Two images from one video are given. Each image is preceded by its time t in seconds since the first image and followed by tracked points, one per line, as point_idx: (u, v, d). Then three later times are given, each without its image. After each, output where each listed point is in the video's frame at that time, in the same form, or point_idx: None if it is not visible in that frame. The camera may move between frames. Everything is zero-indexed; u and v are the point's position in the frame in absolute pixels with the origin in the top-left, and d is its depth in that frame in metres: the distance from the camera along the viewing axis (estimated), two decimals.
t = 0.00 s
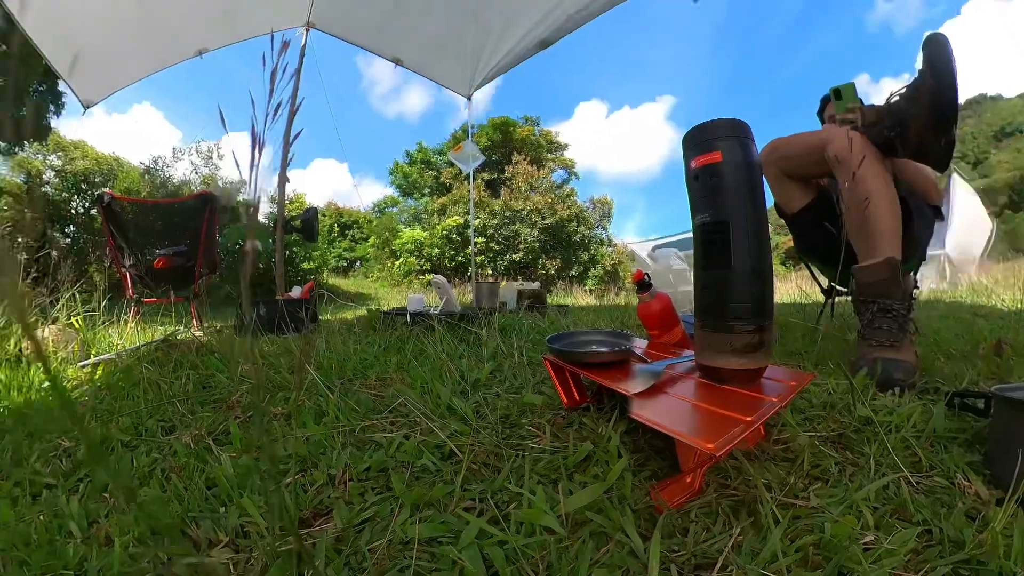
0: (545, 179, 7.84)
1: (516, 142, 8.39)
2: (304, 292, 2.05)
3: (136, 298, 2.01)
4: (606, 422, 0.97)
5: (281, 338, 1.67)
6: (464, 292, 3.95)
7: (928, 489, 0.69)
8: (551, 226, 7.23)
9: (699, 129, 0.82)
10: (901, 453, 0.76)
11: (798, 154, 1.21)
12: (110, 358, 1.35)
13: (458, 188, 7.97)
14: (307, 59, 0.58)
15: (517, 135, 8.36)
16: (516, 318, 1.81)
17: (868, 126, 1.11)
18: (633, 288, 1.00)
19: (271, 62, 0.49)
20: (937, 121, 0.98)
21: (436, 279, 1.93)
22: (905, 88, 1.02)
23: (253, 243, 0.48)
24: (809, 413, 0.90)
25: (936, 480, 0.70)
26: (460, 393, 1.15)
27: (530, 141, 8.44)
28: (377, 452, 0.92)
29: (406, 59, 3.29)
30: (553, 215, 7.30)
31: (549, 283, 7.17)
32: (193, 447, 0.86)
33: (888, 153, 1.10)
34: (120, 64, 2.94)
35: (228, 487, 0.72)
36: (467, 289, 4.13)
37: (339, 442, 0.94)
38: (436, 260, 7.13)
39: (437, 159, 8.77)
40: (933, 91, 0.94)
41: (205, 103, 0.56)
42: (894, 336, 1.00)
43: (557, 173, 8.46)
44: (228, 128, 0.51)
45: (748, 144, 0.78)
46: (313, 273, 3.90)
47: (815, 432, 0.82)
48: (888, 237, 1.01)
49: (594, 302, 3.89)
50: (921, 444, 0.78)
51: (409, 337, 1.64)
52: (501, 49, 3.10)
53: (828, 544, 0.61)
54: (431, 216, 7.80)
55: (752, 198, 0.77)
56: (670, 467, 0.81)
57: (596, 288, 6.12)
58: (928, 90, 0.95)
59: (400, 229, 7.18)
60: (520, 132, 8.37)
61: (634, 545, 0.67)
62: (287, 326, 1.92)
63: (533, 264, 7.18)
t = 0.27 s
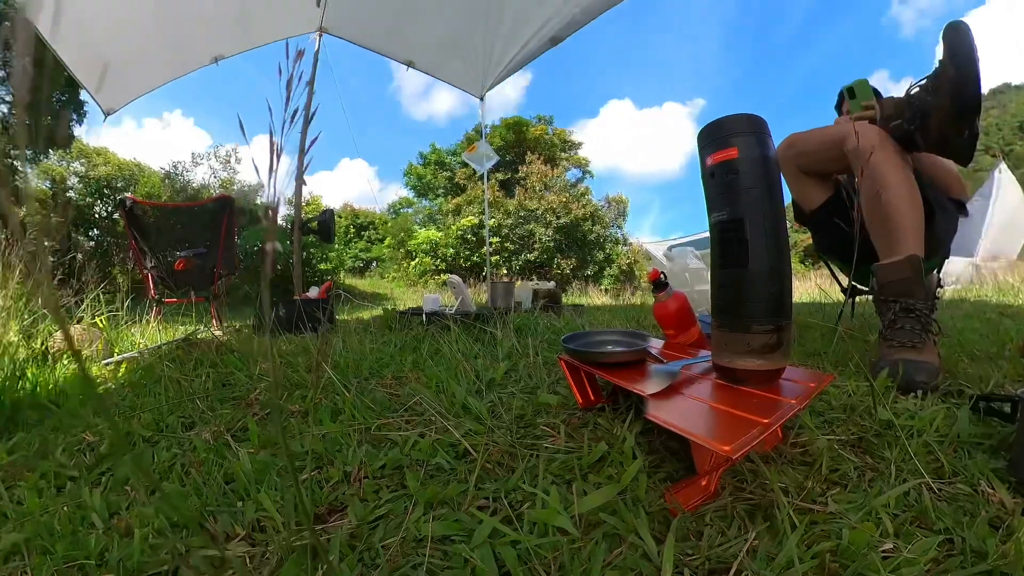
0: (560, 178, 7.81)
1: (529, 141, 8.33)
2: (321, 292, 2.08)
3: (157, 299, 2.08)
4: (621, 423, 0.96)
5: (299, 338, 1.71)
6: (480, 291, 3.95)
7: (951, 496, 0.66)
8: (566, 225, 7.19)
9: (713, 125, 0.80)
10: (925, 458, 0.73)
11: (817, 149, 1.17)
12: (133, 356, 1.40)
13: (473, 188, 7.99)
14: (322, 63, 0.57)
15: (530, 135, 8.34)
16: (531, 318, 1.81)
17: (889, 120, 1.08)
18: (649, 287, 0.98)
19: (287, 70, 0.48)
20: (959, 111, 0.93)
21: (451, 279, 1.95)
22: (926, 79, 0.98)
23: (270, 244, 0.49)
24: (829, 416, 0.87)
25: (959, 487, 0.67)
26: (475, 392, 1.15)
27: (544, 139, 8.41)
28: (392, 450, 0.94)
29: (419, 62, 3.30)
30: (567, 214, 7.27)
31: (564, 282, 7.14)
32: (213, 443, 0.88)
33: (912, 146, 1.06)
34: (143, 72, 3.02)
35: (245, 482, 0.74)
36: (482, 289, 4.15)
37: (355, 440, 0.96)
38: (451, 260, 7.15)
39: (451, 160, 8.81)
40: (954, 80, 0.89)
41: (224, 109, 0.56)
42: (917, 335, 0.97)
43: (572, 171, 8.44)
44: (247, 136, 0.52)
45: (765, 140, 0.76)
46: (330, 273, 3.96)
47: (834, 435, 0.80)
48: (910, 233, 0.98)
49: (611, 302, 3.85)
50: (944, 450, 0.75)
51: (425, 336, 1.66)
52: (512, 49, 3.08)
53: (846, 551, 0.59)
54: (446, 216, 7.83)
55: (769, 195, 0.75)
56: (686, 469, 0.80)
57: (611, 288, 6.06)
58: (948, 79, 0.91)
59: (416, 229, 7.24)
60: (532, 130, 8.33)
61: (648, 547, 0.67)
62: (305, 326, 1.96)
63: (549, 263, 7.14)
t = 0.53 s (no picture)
0: (568, 177, 7.78)
1: (536, 140, 8.31)
2: (332, 292, 2.10)
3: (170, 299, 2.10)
4: (631, 423, 0.95)
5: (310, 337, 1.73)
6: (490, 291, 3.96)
7: (965, 500, 0.65)
8: (574, 224, 7.17)
9: (723, 123, 0.79)
10: (941, 462, 0.72)
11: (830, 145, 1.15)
12: (147, 355, 1.42)
13: (482, 189, 7.99)
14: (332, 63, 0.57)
15: (538, 135, 8.32)
16: (540, 318, 1.81)
17: (902, 116, 1.06)
18: (658, 286, 0.98)
19: (298, 75, 0.48)
20: (972, 107, 0.91)
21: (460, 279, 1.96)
22: (940, 74, 0.96)
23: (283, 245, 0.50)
24: (841, 417, 0.85)
25: (974, 492, 0.66)
26: (484, 392, 1.15)
27: (553, 138, 8.39)
28: (402, 448, 0.94)
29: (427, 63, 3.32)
30: (576, 214, 7.25)
31: (572, 281, 7.12)
32: (225, 441, 0.90)
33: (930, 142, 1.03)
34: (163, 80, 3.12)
35: (257, 479, 0.75)
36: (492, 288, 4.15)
37: (365, 439, 0.97)
38: (460, 260, 7.16)
39: (460, 160, 8.83)
40: (968, 73, 0.87)
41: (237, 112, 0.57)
42: (931, 336, 0.94)
43: (581, 170, 8.42)
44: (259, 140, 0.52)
45: (776, 139, 0.75)
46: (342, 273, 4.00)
47: (846, 437, 0.79)
48: (921, 232, 0.95)
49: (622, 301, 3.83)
50: (959, 453, 0.73)
51: (434, 336, 1.66)
52: (518, 46, 3.07)
53: (857, 555, 0.58)
54: (455, 216, 7.85)
55: (780, 195, 0.73)
56: (696, 470, 0.80)
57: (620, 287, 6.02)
58: (962, 72, 0.88)
59: (426, 230, 7.28)
60: (540, 130, 8.32)
61: (656, 549, 0.66)
62: (316, 325, 1.98)
63: (558, 263, 7.12)
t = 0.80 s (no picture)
0: (563, 177, 7.80)
1: (530, 140, 8.36)
2: (324, 292, 2.09)
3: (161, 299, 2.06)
4: (623, 422, 0.96)
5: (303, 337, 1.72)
6: (482, 291, 3.95)
7: (955, 496, 0.66)
8: (568, 224, 7.18)
9: (716, 124, 0.79)
10: (930, 459, 0.73)
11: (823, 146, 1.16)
12: (137, 355, 1.40)
13: (477, 188, 7.99)
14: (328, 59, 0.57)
15: (533, 134, 8.35)
16: (533, 317, 1.81)
17: (892, 119, 1.07)
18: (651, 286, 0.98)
19: (293, 72, 0.47)
20: (962, 111, 0.93)
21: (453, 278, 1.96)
22: (930, 78, 0.97)
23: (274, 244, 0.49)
24: (832, 416, 0.86)
25: (963, 488, 0.67)
26: (477, 392, 1.15)
27: (548, 138, 8.41)
28: (395, 449, 0.94)
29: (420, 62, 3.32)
30: (570, 213, 7.27)
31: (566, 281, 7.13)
32: (216, 442, 0.88)
33: (919, 145, 1.05)
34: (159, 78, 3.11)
35: (249, 480, 0.75)
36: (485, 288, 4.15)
37: (358, 439, 0.96)
38: (454, 259, 7.15)
39: (455, 159, 8.83)
40: (958, 77, 0.89)
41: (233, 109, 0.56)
42: (921, 336, 0.96)
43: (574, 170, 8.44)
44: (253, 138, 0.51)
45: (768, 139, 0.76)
46: (334, 272, 3.97)
47: (837, 435, 0.80)
48: (911, 232, 0.98)
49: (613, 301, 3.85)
50: (948, 450, 0.74)
51: (427, 335, 1.66)
52: (510, 49, 3.08)
53: (849, 552, 0.59)
54: (450, 215, 7.84)
55: (772, 195, 0.74)
56: (688, 468, 0.80)
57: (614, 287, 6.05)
58: (952, 77, 0.91)
59: (420, 229, 7.26)
60: (534, 130, 8.35)
61: (650, 547, 0.66)
62: (308, 325, 1.97)
63: (550, 263, 7.11)
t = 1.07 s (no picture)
0: (552, 177, 7.81)
1: (521, 139, 8.39)
2: (312, 290, 2.06)
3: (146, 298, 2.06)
4: (612, 421, 0.97)
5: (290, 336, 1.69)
6: (470, 290, 3.93)
7: (938, 491, 0.68)
8: (557, 224, 7.18)
9: (706, 126, 0.80)
10: (912, 455, 0.75)
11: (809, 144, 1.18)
12: (121, 356, 1.37)
13: (466, 187, 7.97)
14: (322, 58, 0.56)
15: (524, 134, 8.38)
16: (523, 317, 1.81)
17: (877, 124, 1.10)
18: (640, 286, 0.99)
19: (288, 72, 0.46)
20: (945, 116, 0.95)
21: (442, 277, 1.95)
22: (914, 85, 1.00)
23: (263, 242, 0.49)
24: (818, 413, 0.88)
25: (945, 483, 0.69)
26: (466, 391, 1.15)
27: (537, 138, 8.43)
28: (384, 449, 0.93)
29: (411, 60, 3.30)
30: (560, 213, 7.28)
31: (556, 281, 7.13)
32: (202, 445, 0.87)
33: (899, 150, 1.08)
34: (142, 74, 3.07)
35: (236, 483, 0.73)
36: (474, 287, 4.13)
37: (346, 440, 0.95)
38: (442, 258, 7.11)
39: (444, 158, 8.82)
40: (943, 86, 0.92)
41: (224, 106, 0.55)
42: (903, 336, 0.99)
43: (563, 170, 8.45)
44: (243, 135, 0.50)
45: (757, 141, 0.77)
46: (321, 271, 3.91)
47: (823, 432, 0.81)
48: (895, 235, 1.00)
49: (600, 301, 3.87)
50: (931, 445, 0.77)
51: (416, 335, 1.65)
52: (503, 48, 3.08)
53: (835, 546, 0.60)
54: (438, 214, 7.80)
55: (760, 197, 0.75)
56: (677, 466, 0.81)
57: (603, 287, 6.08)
58: (936, 85, 0.93)
59: (409, 228, 7.22)
60: (526, 130, 8.39)
61: (640, 544, 0.67)
62: (295, 325, 1.94)
63: (540, 262, 7.14)
